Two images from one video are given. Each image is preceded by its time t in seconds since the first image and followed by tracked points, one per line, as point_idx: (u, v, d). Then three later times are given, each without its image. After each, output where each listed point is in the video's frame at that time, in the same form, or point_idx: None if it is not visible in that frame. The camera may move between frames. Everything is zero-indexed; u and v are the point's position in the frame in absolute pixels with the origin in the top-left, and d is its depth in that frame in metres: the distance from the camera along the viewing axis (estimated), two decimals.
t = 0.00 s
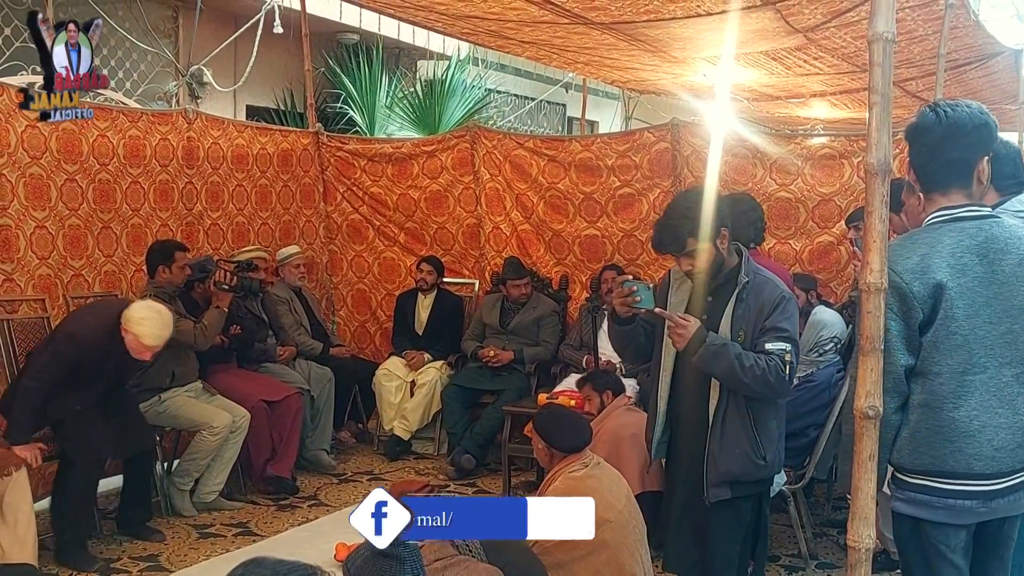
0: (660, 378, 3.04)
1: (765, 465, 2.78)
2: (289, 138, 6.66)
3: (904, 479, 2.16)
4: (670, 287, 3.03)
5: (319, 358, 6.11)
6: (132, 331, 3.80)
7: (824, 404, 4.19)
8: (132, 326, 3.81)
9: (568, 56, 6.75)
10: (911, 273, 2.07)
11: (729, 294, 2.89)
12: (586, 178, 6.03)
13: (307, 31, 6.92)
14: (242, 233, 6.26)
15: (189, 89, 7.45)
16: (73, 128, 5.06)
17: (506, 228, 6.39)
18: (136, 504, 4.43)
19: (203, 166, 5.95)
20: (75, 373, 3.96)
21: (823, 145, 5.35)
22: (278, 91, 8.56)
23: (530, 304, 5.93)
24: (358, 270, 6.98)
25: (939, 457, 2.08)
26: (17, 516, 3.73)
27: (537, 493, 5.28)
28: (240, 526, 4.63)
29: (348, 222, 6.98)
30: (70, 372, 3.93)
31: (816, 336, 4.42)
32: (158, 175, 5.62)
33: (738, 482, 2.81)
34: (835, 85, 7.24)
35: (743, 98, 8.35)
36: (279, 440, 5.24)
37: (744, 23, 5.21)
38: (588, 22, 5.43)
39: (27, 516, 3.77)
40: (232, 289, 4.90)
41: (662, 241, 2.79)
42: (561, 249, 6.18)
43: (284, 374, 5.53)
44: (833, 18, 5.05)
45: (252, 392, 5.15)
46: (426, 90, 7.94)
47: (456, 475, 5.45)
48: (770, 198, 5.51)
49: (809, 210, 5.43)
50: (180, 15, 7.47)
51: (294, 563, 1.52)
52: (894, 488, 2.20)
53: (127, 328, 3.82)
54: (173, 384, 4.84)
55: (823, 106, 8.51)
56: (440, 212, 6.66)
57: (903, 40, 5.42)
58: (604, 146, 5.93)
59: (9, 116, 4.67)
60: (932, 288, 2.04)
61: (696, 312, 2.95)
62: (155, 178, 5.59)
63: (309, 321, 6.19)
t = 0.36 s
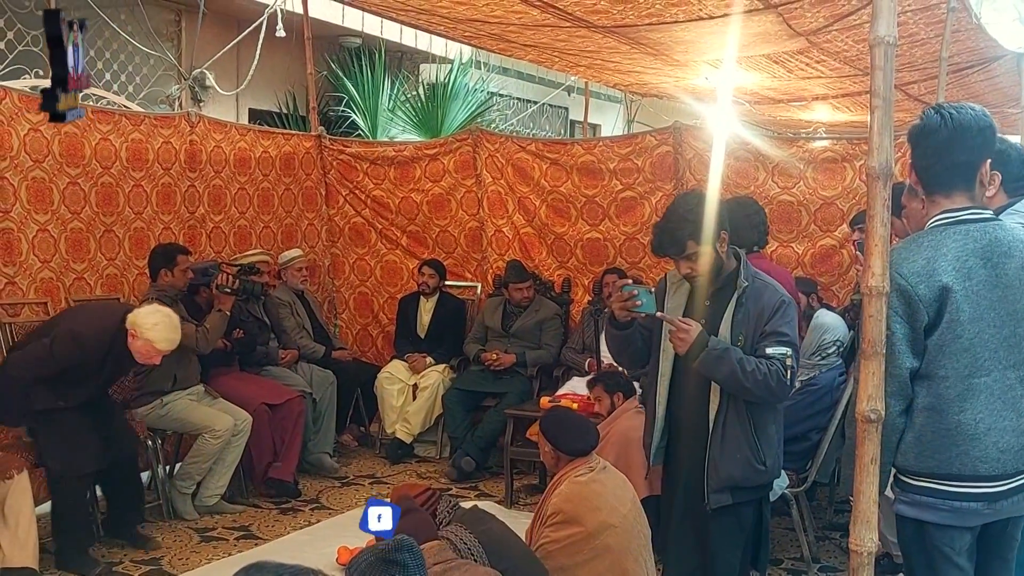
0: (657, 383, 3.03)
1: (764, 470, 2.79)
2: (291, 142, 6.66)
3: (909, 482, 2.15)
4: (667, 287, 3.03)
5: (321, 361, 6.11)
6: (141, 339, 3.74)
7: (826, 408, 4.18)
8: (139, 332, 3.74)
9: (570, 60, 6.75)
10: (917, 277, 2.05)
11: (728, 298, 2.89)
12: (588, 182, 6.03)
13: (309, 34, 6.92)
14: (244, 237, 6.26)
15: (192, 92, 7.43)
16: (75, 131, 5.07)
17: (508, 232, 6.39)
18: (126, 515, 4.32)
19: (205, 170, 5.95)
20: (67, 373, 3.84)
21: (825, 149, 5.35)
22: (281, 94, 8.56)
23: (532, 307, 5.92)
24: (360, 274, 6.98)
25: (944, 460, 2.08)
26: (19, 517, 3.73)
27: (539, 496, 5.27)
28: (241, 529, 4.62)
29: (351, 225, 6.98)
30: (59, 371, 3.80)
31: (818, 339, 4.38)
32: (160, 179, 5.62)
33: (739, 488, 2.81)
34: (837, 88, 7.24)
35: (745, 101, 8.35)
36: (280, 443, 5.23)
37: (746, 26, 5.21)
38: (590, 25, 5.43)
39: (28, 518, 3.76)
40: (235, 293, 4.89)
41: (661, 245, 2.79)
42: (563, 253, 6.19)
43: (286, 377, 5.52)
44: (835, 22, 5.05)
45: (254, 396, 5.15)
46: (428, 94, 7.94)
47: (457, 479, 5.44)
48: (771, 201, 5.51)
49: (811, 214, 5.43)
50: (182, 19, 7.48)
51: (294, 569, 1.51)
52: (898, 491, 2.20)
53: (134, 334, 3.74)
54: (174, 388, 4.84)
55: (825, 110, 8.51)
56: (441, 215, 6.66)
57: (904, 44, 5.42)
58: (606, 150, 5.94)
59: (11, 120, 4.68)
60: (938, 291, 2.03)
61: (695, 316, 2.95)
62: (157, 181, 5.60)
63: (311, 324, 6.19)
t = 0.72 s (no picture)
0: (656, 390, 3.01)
1: (766, 474, 2.79)
2: (292, 145, 6.66)
3: (915, 484, 2.11)
4: (664, 290, 3.02)
5: (322, 363, 6.10)
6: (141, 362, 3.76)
7: (828, 411, 4.17)
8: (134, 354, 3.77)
9: (571, 62, 6.75)
10: (925, 278, 2.04)
11: (727, 302, 2.88)
12: (589, 184, 6.02)
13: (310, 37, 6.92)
14: (245, 239, 6.26)
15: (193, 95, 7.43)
16: (76, 134, 5.06)
17: (509, 234, 6.39)
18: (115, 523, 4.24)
19: (206, 172, 5.95)
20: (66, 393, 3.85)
21: (826, 151, 5.34)
22: (282, 97, 8.57)
23: (533, 310, 5.92)
24: (361, 277, 6.98)
25: (953, 462, 2.05)
26: (19, 521, 3.72)
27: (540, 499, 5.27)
28: (242, 533, 4.62)
29: (352, 228, 6.98)
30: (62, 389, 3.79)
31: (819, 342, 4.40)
32: (161, 182, 5.62)
33: (741, 492, 2.80)
34: (838, 91, 7.23)
35: (746, 103, 8.34)
36: (281, 447, 5.22)
37: (747, 28, 5.21)
38: (591, 28, 5.43)
39: (29, 521, 3.75)
40: (236, 296, 4.89)
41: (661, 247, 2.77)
42: (565, 255, 6.18)
43: (287, 380, 5.51)
44: (836, 24, 5.04)
45: (256, 399, 5.15)
46: (429, 96, 7.94)
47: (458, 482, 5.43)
48: (772, 203, 5.51)
49: (812, 215, 5.42)
50: (183, 22, 7.48)
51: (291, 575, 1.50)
52: (901, 494, 2.16)
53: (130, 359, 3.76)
54: (176, 390, 4.83)
55: (826, 112, 8.50)
56: (442, 217, 6.66)
57: (906, 46, 5.41)
58: (607, 152, 5.93)
59: (12, 123, 4.68)
60: (947, 293, 2.01)
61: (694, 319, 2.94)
62: (159, 185, 5.60)
63: (313, 327, 6.19)
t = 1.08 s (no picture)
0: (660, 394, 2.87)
1: (772, 482, 2.69)
2: (293, 148, 6.66)
3: (928, 486, 2.11)
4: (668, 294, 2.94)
5: (324, 366, 6.10)
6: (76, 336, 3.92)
7: (830, 413, 4.17)
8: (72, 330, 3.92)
9: (573, 64, 6.75)
10: (945, 279, 2.03)
11: (735, 306, 2.83)
12: (591, 186, 6.02)
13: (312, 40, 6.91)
14: (246, 242, 6.26)
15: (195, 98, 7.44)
16: (78, 137, 5.07)
17: (511, 237, 6.39)
18: (115, 523, 4.25)
19: (208, 175, 5.95)
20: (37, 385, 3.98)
21: (828, 153, 5.34)
22: (284, 100, 8.57)
23: (535, 312, 5.92)
24: (363, 279, 6.98)
25: (968, 463, 2.06)
26: (21, 522, 3.73)
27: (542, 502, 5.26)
28: (244, 535, 4.61)
29: (353, 231, 6.98)
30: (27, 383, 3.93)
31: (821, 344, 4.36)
32: (163, 185, 5.62)
33: (747, 500, 2.70)
34: (840, 92, 7.23)
35: (747, 105, 8.34)
36: (283, 450, 5.22)
37: (749, 30, 5.21)
38: (593, 30, 5.43)
39: (31, 522, 3.77)
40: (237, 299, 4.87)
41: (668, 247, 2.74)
42: (566, 258, 6.18)
43: (288, 383, 5.52)
44: (838, 26, 5.04)
45: (257, 402, 5.14)
46: (430, 99, 7.94)
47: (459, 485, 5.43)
48: (774, 205, 5.51)
49: (814, 217, 5.42)
50: (185, 25, 7.50)
51: None
52: (911, 495, 2.17)
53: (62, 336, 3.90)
54: (178, 394, 4.86)
55: (828, 114, 8.50)
56: (444, 220, 6.66)
57: (908, 47, 5.41)
58: (609, 154, 5.93)
59: (14, 126, 4.68)
60: (967, 292, 2.02)
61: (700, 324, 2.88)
62: (161, 188, 5.60)
63: (314, 329, 6.19)
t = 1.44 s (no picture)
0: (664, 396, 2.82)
1: (781, 484, 2.65)
2: (295, 149, 6.66)
3: (937, 485, 2.10)
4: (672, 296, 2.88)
5: (327, 368, 6.10)
6: (20, 309, 4.01)
7: (833, 414, 4.17)
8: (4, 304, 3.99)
9: (574, 65, 6.75)
10: (961, 276, 2.03)
11: (740, 307, 2.80)
12: (592, 187, 6.03)
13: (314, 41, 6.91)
14: (249, 243, 6.27)
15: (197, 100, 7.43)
16: (80, 139, 5.07)
17: (513, 237, 6.39)
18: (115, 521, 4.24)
19: (210, 177, 5.95)
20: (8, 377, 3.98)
21: (831, 153, 5.34)
22: (286, 101, 8.57)
23: (538, 313, 5.92)
24: (365, 281, 6.98)
25: (979, 462, 2.05)
26: (24, 525, 3.73)
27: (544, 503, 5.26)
28: (247, 536, 4.62)
29: (356, 232, 6.99)
30: None
31: (823, 345, 4.35)
32: (166, 186, 5.62)
33: (756, 503, 2.66)
34: (842, 93, 7.23)
35: (749, 106, 8.34)
36: (285, 451, 5.22)
37: (752, 31, 5.21)
38: (595, 31, 5.43)
39: (35, 523, 3.77)
40: (240, 300, 4.86)
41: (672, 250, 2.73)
42: (568, 259, 6.18)
43: (291, 384, 5.51)
44: (840, 26, 5.04)
45: (258, 403, 5.15)
46: (432, 100, 7.94)
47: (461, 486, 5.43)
48: (776, 206, 5.51)
49: (816, 218, 5.42)
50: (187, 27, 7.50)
51: None
52: (918, 493, 2.15)
53: (7, 312, 3.99)
54: (180, 395, 4.85)
55: (830, 114, 8.50)
56: (446, 221, 6.66)
57: (910, 48, 5.40)
58: (611, 155, 5.93)
59: (17, 128, 4.68)
60: (982, 290, 2.02)
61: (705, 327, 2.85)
62: (163, 189, 5.60)
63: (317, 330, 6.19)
